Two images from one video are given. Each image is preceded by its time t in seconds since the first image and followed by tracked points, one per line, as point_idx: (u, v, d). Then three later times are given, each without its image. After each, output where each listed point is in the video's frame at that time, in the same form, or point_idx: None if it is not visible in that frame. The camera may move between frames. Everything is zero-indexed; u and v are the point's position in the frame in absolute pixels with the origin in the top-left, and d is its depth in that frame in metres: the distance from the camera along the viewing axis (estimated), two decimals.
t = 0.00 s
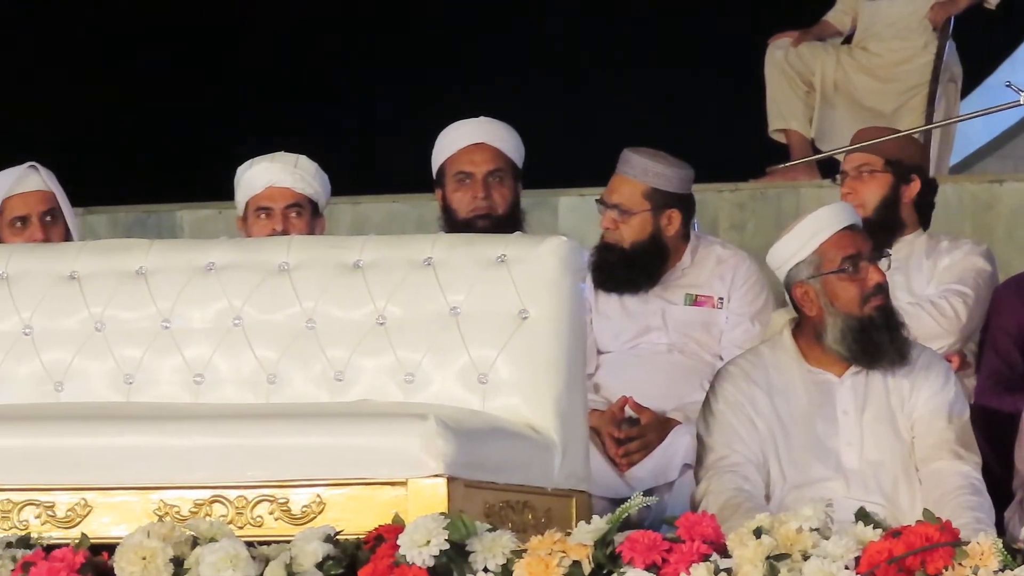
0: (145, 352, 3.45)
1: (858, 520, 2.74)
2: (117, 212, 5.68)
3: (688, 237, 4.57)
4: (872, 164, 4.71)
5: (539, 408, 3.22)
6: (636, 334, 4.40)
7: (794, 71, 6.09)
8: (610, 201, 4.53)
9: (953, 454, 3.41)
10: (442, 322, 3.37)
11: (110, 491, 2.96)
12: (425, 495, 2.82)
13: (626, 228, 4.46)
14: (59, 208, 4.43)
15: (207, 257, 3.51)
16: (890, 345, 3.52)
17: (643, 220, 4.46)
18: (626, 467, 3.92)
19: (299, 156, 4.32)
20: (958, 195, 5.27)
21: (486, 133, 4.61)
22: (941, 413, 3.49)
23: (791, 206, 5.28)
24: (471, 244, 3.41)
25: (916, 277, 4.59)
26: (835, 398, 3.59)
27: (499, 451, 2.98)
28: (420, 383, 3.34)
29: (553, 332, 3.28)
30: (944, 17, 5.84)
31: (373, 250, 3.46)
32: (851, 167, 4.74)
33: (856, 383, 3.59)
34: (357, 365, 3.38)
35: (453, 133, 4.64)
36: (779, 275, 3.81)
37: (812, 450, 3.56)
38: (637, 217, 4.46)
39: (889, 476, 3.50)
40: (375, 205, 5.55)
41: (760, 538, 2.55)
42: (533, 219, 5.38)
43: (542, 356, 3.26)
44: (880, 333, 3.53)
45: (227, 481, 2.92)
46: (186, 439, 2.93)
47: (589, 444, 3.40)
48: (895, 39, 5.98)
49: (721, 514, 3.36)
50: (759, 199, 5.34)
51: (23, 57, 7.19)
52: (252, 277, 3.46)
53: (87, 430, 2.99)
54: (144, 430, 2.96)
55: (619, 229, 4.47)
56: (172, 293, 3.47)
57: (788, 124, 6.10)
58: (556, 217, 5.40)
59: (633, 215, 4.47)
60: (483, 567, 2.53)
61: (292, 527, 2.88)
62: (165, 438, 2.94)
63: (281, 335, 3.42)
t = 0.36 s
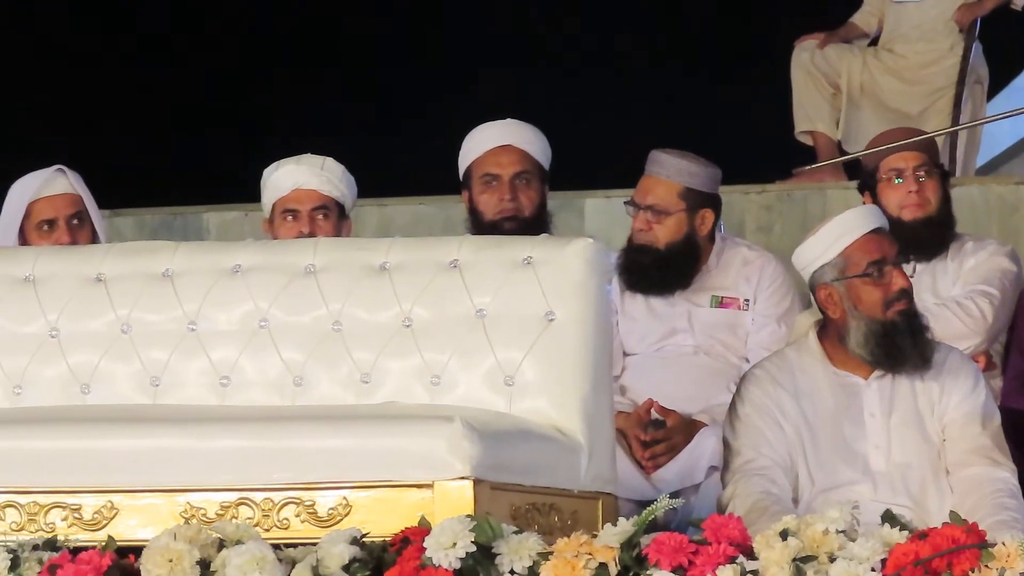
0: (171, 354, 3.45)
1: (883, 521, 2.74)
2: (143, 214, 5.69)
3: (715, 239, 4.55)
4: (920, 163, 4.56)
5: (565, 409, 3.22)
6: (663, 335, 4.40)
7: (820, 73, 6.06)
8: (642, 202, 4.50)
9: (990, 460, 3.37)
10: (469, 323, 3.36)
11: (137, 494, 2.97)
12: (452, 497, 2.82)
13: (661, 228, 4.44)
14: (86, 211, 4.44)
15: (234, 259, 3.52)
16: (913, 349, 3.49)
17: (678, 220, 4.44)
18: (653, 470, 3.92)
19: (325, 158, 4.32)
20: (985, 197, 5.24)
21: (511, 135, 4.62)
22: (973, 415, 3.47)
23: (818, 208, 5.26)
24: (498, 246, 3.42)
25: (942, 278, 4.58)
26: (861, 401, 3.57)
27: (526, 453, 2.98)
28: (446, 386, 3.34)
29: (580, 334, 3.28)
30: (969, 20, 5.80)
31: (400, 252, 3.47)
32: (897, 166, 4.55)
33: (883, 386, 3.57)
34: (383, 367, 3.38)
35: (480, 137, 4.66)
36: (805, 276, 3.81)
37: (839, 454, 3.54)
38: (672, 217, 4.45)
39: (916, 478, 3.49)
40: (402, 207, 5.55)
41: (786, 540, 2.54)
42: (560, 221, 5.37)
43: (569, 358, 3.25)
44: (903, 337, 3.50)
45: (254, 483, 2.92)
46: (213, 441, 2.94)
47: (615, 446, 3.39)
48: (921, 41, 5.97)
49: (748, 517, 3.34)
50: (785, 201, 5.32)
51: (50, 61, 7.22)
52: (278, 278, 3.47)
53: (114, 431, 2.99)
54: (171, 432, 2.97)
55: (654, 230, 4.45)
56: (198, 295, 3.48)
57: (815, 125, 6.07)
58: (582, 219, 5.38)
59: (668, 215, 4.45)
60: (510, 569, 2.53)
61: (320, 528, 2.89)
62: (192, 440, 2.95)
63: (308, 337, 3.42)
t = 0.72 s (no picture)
0: (189, 353, 3.45)
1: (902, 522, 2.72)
2: (161, 213, 5.69)
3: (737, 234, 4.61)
4: (939, 164, 4.54)
5: (583, 409, 3.22)
6: (680, 335, 4.40)
7: (839, 73, 6.02)
8: (672, 199, 4.52)
9: (1006, 458, 3.35)
10: (487, 322, 3.36)
11: (155, 493, 2.97)
12: (469, 496, 2.82)
13: (697, 222, 4.48)
14: (103, 212, 4.47)
15: (252, 259, 3.53)
16: (922, 351, 3.49)
17: (711, 214, 4.50)
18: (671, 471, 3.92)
19: (344, 158, 4.33)
20: (1004, 197, 5.22)
21: (530, 134, 4.61)
22: (990, 413, 3.46)
23: (836, 207, 5.25)
24: (517, 245, 3.42)
25: (960, 277, 4.55)
26: (877, 400, 3.57)
27: (543, 452, 2.98)
28: (464, 385, 3.33)
29: (597, 334, 3.28)
30: (987, 18, 5.84)
31: (418, 251, 3.48)
32: (916, 167, 4.55)
33: (898, 385, 3.56)
34: (401, 367, 3.38)
35: (499, 136, 4.64)
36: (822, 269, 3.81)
37: (856, 453, 3.53)
38: (704, 211, 4.50)
39: (932, 477, 3.48)
40: (420, 207, 5.55)
41: (804, 539, 2.53)
42: (578, 220, 5.36)
43: (586, 357, 3.25)
44: (913, 338, 3.50)
45: (273, 483, 2.92)
46: (232, 440, 2.94)
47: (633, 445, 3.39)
48: (939, 40, 5.97)
49: (765, 516, 3.34)
50: (804, 200, 5.31)
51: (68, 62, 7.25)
52: (297, 278, 3.48)
53: (133, 430, 3.00)
54: (189, 432, 2.97)
55: (688, 225, 4.48)
56: (216, 294, 3.48)
57: (832, 125, 6.00)
58: (601, 218, 5.37)
59: (701, 210, 4.50)
60: (528, 568, 2.52)
61: (337, 528, 2.89)
62: (210, 440, 2.95)
63: (326, 336, 3.43)
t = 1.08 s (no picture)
0: (202, 351, 3.46)
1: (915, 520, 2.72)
2: (175, 212, 5.69)
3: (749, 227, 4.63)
4: (952, 162, 4.53)
5: (596, 408, 3.21)
6: (692, 333, 4.40)
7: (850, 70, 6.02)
8: (695, 192, 4.51)
9: (1018, 454, 3.35)
10: (500, 321, 3.37)
11: (168, 491, 2.97)
12: (482, 494, 2.82)
13: (720, 215, 4.49)
14: (116, 211, 4.47)
15: (265, 257, 3.53)
16: (931, 345, 3.47)
17: (733, 205, 4.52)
18: (684, 469, 3.93)
19: (357, 157, 4.33)
20: (1017, 195, 5.21)
21: (543, 132, 4.61)
22: (1002, 410, 3.45)
23: (849, 205, 5.24)
24: (530, 244, 3.42)
25: (972, 275, 4.55)
26: (890, 398, 3.56)
27: (555, 450, 2.97)
28: (477, 383, 3.34)
29: (609, 332, 3.27)
30: (998, 16, 5.81)
31: (431, 250, 3.48)
32: (928, 165, 4.54)
33: (911, 382, 3.56)
34: (414, 365, 3.38)
35: (511, 134, 4.64)
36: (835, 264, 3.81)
37: (869, 450, 3.52)
38: (727, 205, 4.51)
39: (945, 474, 3.47)
40: (434, 205, 5.54)
41: (817, 537, 2.53)
42: (591, 219, 5.35)
43: (599, 355, 3.25)
44: (921, 332, 3.48)
45: (286, 481, 2.93)
46: (244, 438, 2.94)
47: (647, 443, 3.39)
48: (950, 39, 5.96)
49: (778, 514, 3.33)
50: (817, 198, 5.30)
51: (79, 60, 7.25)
52: (310, 276, 3.48)
53: (145, 429, 3.00)
54: (201, 430, 2.97)
55: (713, 218, 4.48)
56: (229, 293, 3.49)
57: (845, 124, 6.04)
58: (614, 216, 5.37)
59: (724, 203, 4.51)
60: (541, 567, 2.53)
61: (350, 526, 2.89)
62: (224, 438, 2.95)
63: (339, 335, 3.43)
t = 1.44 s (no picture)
0: (227, 350, 3.47)
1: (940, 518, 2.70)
2: (199, 210, 5.69)
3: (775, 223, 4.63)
4: (977, 161, 4.54)
5: (620, 406, 3.21)
6: (716, 332, 4.38)
7: (875, 69, 6.00)
8: (721, 179, 4.53)
9: None
10: (525, 319, 3.37)
11: (193, 490, 2.98)
12: (507, 493, 2.82)
13: (747, 201, 4.51)
14: (142, 211, 4.48)
15: (290, 255, 3.54)
16: (955, 341, 3.46)
17: (757, 195, 4.52)
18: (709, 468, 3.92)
19: (382, 155, 4.35)
20: None
21: (567, 131, 4.62)
22: None
23: (874, 204, 5.22)
24: (555, 243, 3.41)
25: (997, 274, 4.52)
26: (914, 396, 3.55)
27: (581, 449, 2.97)
28: (502, 381, 3.34)
29: (634, 330, 3.27)
30: None
31: (456, 248, 3.48)
32: (953, 164, 4.54)
33: (936, 379, 3.54)
34: (439, 363, 3.38)
35: (536, 133, 4.66)
36: (863, 262, 3.81)
37: (893, 448, 3.51)
38: (753, 191, 4.53)
39: (970, 472, 3.46)
40: (459, 203, 5.54)
41: (841, 536, 2.52)
42: (616, 217, 5.34)
43: (624, 353, 3.25)
44: (946, 328, 3.46)
45: (311, 479, 2.93)
46: (269, 436, 2.95)
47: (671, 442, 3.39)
48: (976, 37, 5.93)
49: (803, 512, 3.32)
50: (841, 197, 5.28)
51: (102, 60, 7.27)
52: (336, 275, 3.49)
53: (171, 427, 3.01)
54: (228, 429, 2.98)
55: (740, 204, 4.49)
56: (254, 291, 3.49)
57: (870, 121, 6.02)
58: (639, 215, 5.36)
59: (751, 189, 4.52)
60: (566, 564, 2.53)
61: (375, 525, 2.89)
62: (249, 436, 2.96)
63: (364, 333, 3.43)
